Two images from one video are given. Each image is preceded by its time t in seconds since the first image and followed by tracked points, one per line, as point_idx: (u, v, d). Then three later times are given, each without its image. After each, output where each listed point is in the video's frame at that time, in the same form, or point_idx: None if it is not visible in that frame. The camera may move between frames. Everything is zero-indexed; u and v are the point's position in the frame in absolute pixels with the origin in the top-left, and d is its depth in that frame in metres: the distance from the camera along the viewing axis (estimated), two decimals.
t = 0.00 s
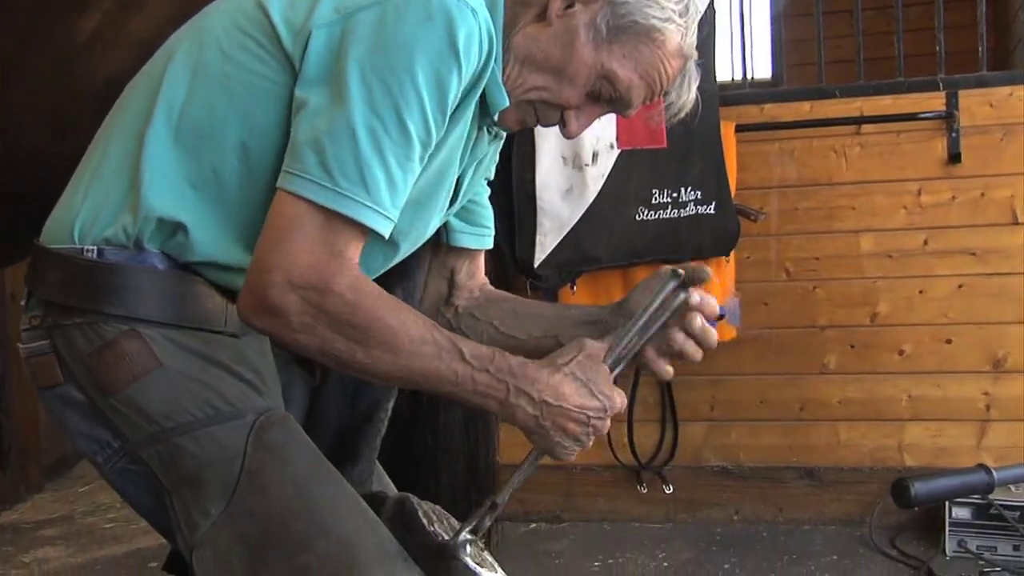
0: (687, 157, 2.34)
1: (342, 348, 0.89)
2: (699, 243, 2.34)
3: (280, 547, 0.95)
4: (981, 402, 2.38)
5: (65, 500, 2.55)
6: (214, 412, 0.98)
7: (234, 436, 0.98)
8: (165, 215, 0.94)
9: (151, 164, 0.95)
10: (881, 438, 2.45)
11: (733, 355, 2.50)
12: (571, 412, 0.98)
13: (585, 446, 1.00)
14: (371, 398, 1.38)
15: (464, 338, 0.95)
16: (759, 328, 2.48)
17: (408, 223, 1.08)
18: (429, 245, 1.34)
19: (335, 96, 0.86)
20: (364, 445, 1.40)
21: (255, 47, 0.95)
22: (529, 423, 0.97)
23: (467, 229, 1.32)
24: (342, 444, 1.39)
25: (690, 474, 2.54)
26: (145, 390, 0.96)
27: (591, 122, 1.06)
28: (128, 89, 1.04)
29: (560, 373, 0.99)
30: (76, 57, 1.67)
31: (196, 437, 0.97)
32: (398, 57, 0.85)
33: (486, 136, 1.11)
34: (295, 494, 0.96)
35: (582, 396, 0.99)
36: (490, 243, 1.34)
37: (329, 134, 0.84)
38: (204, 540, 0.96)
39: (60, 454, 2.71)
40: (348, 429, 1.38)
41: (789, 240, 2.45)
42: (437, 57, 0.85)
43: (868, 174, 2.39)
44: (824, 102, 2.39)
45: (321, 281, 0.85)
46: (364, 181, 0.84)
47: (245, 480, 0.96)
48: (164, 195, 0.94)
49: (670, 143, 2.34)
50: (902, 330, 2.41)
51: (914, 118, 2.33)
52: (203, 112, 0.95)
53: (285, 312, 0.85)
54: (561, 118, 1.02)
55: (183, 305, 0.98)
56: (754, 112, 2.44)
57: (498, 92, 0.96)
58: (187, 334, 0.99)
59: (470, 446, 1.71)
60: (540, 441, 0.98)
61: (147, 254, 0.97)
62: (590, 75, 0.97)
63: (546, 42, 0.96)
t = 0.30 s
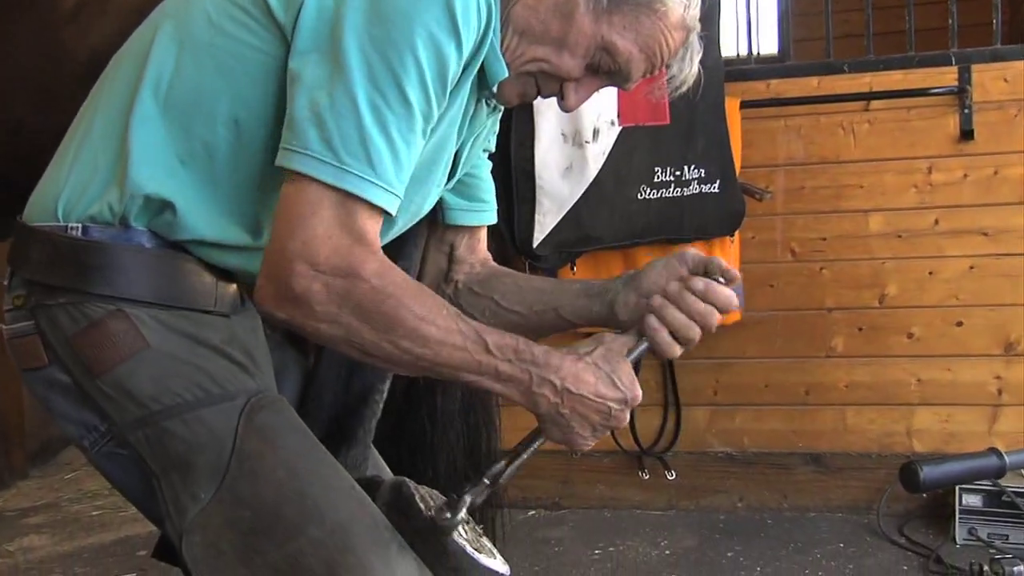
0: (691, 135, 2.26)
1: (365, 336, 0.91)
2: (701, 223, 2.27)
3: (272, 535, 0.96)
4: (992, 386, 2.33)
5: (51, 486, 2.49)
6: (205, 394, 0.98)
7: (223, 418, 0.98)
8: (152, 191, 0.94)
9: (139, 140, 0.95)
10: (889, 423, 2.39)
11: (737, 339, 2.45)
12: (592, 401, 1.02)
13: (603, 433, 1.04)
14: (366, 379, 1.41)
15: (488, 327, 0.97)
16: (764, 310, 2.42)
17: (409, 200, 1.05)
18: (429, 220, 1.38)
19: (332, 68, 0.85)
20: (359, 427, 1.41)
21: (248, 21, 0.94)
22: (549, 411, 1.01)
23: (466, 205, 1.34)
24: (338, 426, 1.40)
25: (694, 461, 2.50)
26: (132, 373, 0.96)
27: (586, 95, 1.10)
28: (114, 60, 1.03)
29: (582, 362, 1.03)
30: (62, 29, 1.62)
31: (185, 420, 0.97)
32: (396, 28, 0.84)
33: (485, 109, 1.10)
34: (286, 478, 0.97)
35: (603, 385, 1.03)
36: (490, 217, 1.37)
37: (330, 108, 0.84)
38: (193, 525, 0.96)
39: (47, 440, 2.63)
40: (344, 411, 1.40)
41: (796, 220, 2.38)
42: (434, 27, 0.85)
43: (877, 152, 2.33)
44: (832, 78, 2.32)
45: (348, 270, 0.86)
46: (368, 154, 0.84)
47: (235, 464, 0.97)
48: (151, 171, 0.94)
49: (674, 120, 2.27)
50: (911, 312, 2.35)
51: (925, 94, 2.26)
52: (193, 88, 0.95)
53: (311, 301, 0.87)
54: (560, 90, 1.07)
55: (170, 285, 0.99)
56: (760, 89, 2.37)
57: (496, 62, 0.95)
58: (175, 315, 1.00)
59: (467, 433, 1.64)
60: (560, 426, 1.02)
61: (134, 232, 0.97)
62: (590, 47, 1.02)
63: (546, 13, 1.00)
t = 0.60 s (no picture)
0: (696, 114, 2.20)
1: (291, 271, 0.88)
2: (708, 205, 2.23)
3: (270, 521, 0.97)
4: (1006, 373, 2.27)
5: (40, 474, 2.43)
6: (203, 377, 1.00)
7: (221, 402, 0.99)
8: (147, 163, 0.95)
9: (136, 112, 0.96)
10: (899, 411, 2.34)
11: (744, 324, 2.39)
12: (536, 347, 0.94)
13: (562, 389, 0.96)
14: (365, 362, 1.39)
15: (423, 264, 0.92)
16: (770, 295, 2.37)
17: (394, 168, 1.03)
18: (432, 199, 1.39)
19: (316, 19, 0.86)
20: (359, 412, 1.39)
21: None
22: (491, 354, 0.95)
23: (468, 186, 1.36)
24: (337, 410, 1.38)
25: (698, 449, 2.44)
26: (129, 354, 0.98)
27: (592, 75, 1.11)
28: (109, 39, 1.06)
29: (526, 305, 0.95)
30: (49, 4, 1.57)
31: (183, 403, 0.98)
32: None
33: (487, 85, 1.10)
34: (285, 463, 0.98)
35: (548, 329, 0.94)
36: (491, 198, 1.39)
37: (299, 54, 0.85)
38: (192, 511, 0.98)
39: (35, 427, 2.57)
40: (342, 395, 1.38)
41: (803, 202, 2.32)
42: None
43: (888, 131, 2.26)
44: (842, 56, 2.26)
45: (275, 203, 0.85)
46: (327, 104, 0.85)
47: (234, 449, 0.98)
48: (147, 143, 0.95)
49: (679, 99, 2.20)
50: (922, 296, 2.29)
51: (940, 71, 2.18)
52: (186, 59, 0.96)
53: (232, 232, 0.86)
54: (564, 66, 1.08)
55: (166, 266, 1.01)
56: (768, 67, 2.30)
57: (499, 32, 1.00)
58: (172, 296, 1.02)
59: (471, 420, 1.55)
60: (509, 373, 0.96)
61: (131, 211, 0.99)
62: (599, 22, 1.04)
63: None
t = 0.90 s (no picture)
0: (705, 99, 2.13)
1: (272, 233, 0.87)
2: (716, 189, 2.15)
3: (275, 504, 0.93)
4: None
5: (29, 463, 2.38)
6: (201, 361, 0.95)
7: (221, 388, 0.94)
8: (142, 137, 0.90)
9: (130, 84, 0.91)
10: (913, 403, 2.28)
11: (753, 313, 2.34)
12: (517, 305, 0.95)
13: (540, 346, 0.96)
14: (367, 349, 1.29)
15: (406, 224, 0.93)
16: (780, 283, 2.31)
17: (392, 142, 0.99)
18: (433, 181, 1.34)
19: None
20: (359, 401, 1.29)
21: None
22: (472, 312, 0.96)
23: (471, 169, 1.32)
24: (336, 399, 1.28)
25: (705, 441, 2.39)
26: (125, 338, 0.93)
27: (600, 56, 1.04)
28: (104, 9, 1.01)
29: (507, 263, 0.96)
30: None
31: (181, 389, 0.93)
32: None
33: (493, 65, 1.05)
34: (285, 453, 0.93)
35: (528, 287, 0.96)
36: (496, 181, 1.35)
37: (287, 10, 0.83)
38: (189, 500, 0.93)
39: (25, 414, 2.51)
40: (342, 383, 1.28)
41: (816, 187, 2.26)
42: None
43: (904, 114, 2.20)
44: (857, 37, 2.19)
45: (256, 162, 0.83)
46: (311, 62, 0.82)
47: (232, 438, 0.93)
48: (142, 115, 0.90)
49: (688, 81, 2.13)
50: (937, 285, 2.23)
51: (957, 52, 2.12)
52: (179, 26, 0.91)
53: (212, 193, 0.85)
54: (573, 48, 1.01)
55: (164, 247, 0.95)
56: (780, 48, 2.24)
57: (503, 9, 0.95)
58: (171, 278, 0.96)
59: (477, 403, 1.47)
60: (489, 333, 0.97)
61: (127, 189, 0.94)
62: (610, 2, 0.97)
63: None
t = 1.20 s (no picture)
0: (712, 70, 2.07)
1: (271, 208, 0.84)
2: (725, 163, 2.09)
3: (268, 490, 0.89)
4: None
5: (19, 449, 2.33)
6: (194, 340, 0.90)
7: (214, 369, 0.90)
8: (132, 110, 0.86)
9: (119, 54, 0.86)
10: (927, 384, 2.22)
11: (763, 292, 2.27)
12: (524, 275, 0.92)
13: (548, 319, 0.93)
14: (364, 328, 1.23)
15: (408, 196, 0.90)
16: (792, 261, 2.25)
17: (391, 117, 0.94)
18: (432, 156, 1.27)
19: None
20: (358, 381, 1.23)
21: None
22: (480, 285, 0.92)
23: (471, 143, 1.25)
24: (334, 380, 1.22)
25: (712, 424, 2.35)
26: (115, 317, 0.89)
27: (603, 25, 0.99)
28: None
29: (511, 233, 0.93)
30: None
31: (173, 368, 0.89)
32: None
33: (493, 37, 1.00)
34: (281, 433, 0.89)
35: (535, 256, 0.93)
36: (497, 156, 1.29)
37: None
38: (182, 482, 0.90)
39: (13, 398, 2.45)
40: (339, 363, 1.21)
41: (826, 162, 2.20)
42: None
43: (918, 87, 2.13)
44: (869, 7, 2.12)
45: (252, 135, 0.80)
46: (305, 34, 0.79)
47: (227, 418, 0.89)
48: (131, 87, 0.86)
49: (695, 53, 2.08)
50: (951, 263, 2.17)
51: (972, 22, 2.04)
52: None
53: (207, 168, 0.81)
54: (574, 15, 0.96)
55: (155, 222, 0.90)
56: (791, 20, 2.15)
57: None
58: (162, 256, 0.91)
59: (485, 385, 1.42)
60: (498, 306, 0.93)
61: (116, 163, 0.89)
62: None
63: None
